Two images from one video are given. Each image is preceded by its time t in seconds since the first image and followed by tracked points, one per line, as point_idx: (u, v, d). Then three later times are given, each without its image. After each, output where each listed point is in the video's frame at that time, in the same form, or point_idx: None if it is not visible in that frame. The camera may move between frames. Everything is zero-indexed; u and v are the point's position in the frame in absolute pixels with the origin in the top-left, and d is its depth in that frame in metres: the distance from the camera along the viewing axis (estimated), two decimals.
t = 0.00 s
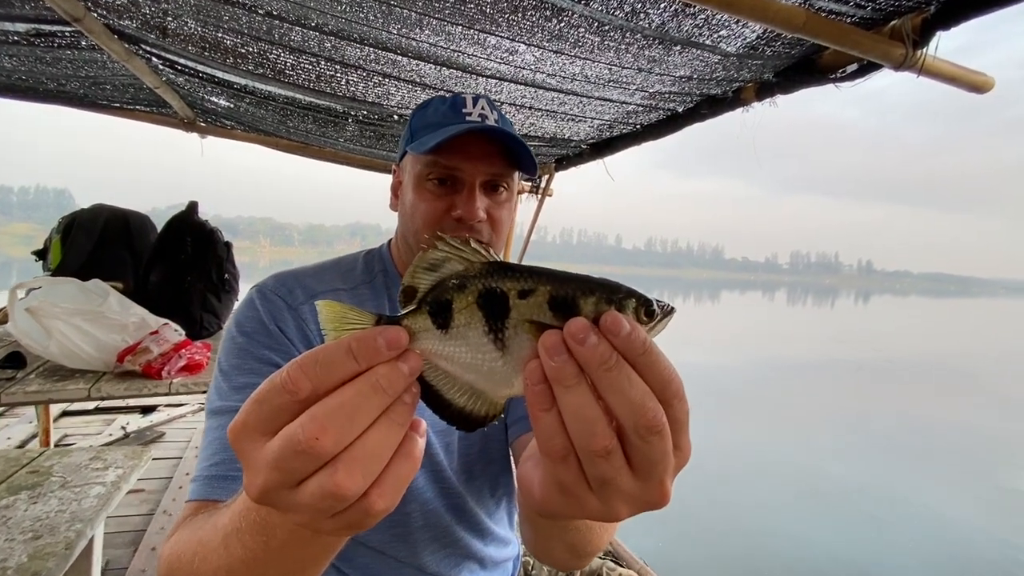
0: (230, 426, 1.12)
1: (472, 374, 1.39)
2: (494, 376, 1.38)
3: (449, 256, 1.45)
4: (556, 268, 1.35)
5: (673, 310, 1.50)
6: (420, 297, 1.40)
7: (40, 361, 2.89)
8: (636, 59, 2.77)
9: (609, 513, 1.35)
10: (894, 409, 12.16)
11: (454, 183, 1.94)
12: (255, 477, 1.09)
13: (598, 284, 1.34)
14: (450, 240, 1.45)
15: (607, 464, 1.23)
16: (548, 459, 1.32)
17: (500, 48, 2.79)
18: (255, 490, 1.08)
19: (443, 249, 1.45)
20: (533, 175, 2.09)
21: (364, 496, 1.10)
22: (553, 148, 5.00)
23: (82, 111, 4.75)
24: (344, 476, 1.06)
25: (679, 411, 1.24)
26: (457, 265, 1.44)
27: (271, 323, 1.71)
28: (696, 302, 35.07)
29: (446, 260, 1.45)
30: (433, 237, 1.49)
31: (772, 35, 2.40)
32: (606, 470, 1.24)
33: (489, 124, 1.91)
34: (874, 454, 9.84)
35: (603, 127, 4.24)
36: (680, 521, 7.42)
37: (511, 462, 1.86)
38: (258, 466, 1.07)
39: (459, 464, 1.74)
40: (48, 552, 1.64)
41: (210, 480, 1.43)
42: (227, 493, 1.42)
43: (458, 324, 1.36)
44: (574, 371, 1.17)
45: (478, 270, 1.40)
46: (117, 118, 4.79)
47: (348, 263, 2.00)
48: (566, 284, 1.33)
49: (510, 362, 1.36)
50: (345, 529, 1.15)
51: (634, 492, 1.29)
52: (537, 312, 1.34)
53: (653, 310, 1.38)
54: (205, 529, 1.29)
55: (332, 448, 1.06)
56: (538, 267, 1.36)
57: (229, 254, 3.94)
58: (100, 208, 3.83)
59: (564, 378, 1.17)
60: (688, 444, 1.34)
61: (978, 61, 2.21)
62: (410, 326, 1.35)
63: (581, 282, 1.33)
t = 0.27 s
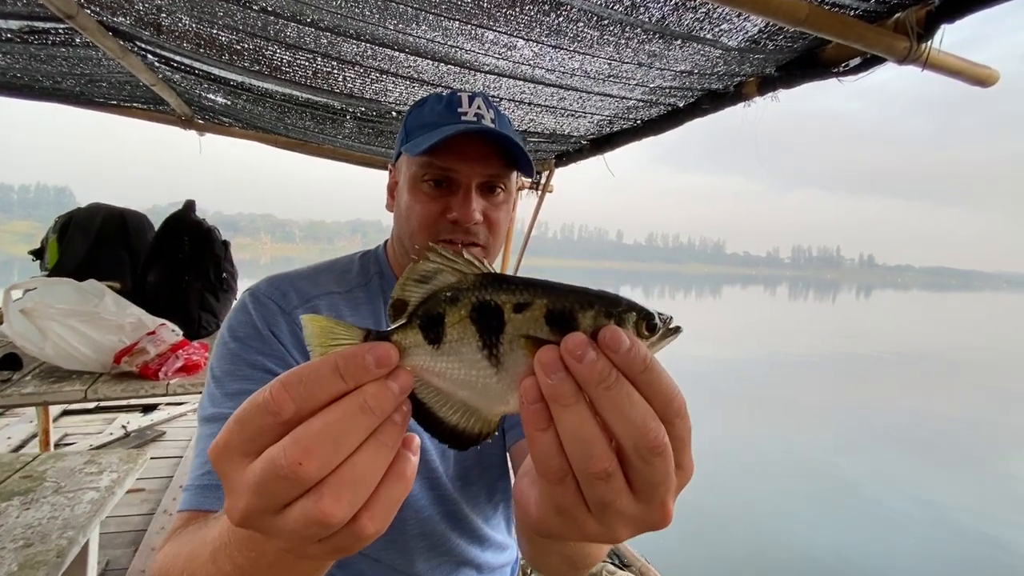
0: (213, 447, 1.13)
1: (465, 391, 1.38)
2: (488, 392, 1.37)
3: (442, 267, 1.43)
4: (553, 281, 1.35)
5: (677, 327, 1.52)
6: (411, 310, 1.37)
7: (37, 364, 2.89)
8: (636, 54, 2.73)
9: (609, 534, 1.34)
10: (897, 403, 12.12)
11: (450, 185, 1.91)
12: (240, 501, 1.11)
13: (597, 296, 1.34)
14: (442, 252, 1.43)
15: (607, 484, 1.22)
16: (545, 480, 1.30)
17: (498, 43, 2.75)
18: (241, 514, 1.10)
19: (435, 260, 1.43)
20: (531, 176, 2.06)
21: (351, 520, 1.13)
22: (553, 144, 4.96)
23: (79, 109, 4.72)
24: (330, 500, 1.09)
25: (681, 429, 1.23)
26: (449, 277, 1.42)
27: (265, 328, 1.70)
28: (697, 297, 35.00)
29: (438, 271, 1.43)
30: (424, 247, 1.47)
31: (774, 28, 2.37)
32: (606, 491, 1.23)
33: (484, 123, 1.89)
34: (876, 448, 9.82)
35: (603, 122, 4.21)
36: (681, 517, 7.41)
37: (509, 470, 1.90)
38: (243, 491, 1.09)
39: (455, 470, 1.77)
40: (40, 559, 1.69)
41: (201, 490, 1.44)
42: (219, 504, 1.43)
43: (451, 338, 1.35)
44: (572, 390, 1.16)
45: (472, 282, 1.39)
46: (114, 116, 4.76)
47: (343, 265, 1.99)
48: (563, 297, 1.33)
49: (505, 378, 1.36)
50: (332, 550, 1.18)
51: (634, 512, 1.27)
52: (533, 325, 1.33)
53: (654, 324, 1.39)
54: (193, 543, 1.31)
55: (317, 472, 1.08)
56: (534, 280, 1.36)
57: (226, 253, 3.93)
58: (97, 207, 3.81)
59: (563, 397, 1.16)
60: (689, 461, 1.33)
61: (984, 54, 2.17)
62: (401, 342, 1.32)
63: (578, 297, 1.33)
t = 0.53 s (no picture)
0: (206, 455, 1.14)
1: (464, 400, 1.37)
2: (488, 400, 1.36)
3: (439, 273, 1.42)
4: (552, 285, 1.34)
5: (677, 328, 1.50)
6: (408, 316, 1.37)
7: (37, 364, 2.91)
8: (637, 50, 2.70)
9: (613, 543, 1.33)
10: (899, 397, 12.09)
11: (449, 186, 1.90)
12: (234, 511, 1.12)
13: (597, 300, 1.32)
14: (439, 257, 1.42)
15: (610, 490, 1.22)
16: (549, 485, 1.30)
17: (498, 39, 2.72)
18: (235, 523, 1.12)
19: (432, 266, 1.42)
20: (531, 177, 2.04)
21: (346, 530, 1.14)
22: (553, 141, 4.93)
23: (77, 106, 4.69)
24: (324, 509, 1.10)
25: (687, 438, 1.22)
26: (447, 282, 1.41)
27: (262, 333, 1.72)
28: (699, 292, 34.91)
29: (435, 277, 1.42)
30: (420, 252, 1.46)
31: (777, 23, 2.34)
32: (609, 497, 1.22)
33: (483, 125, 1.89)
34: (879, 444, 9.79)
35: (604, 118, 4.18)
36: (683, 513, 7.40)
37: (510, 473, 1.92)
38: (237, 500, 1.10)
39: (453, 475, 1.80)
40: (38, 563, 1.73)
41: (197, 496, 1.46)
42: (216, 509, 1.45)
43: (449, 345, 1.34)
44: (573, 397, 1.15)
45: (470, 287, 1.38)
46: (113, 114, 4.74)
47: (341, 267, 1.99)
48: (561, 303, 1.31)
49: (504, 385, 1.34)
50: (328, 560, 1.19)
51: (639, 521, 1.26)
52: (532, 330, 1.32)
53: (657, 328, 1.37)
54: (192, 550, 1.33)
55: (310, 481, 1.09)
56: (533, 284, 1.34)
57: (227, 252, 3.92)
58: (96, 206, 3.80)
59: (564, 404, 1.16)
60: (694, 469, 1.32)
61: (990, 48, 2.13)
62: (398, 348, 1.32)
63: (580, 302, 1.32)
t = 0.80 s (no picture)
0: (185, 472, 1.14)
1: (451, 411, 1.36)
2: (476, 411, 1.36)
3: (424, 281, 1.42)
4: (541, 296, 1.35)
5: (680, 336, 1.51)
6: (391, 327, 1.37)
7: (35, 364, 2.92)
8: (637, 45, 2.67)
9: (610, 560, 1.33)
10: (903, 392, 12.04)
11: (445, 187, 1.89)
12: (215, 529, 1.12)
13: (590, 308, 1.34)
14: (421, 266, 1.41)
15: (602, 503, 1.23)
16: (541, 503, 1.31)
17: (497, 35, 2.70)
18: (216, 541, 1.12)
19: (416, 275, 1.42)
20: (528, 177, 2.02)
21: (330, 547, 1.14)
22: (554, 136, 4.90)
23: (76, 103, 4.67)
24: (306, 526, 1.11)
25: (683, 452, 1.21)
26: (432, 291, 1.41)
27: (255, 337, 1.73)
28: (701, 287, 34.80)
29: (420, 286, 1.42)
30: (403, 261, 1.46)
31: (779, 17, 2.30)
32: (600, 510, 1.24)
33: (478, 124, 1.88)
34: (881, 439, 9.77)
35: (605, 114, 4.15)
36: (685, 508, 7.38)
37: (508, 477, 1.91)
38: (217, 520, 1.11)
39: (451, 479, 1.80)
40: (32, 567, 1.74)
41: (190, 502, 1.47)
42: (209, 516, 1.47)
43: (435, 357, 1.34)
44: (562, 411, 1.18)
45: (456, 297, 1.38)
46: (112, 110, 4.72)
47: (335, 268, 2.00)
48: (553, 313, 1.33)
49: (492, 397, 1.35)
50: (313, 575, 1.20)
51: (633, 536, 1.26)
52: (520, 343, 1.33)
53: (653, 338, 1.38)
54: (180, 560, 1.33)
55: (289, 500, 1.09)
56: (521, 294, 1.35)
57: (226, 250, 3.91)
58: (95, 204, 3.78)
59: (553, 418, 1.18)
60: (694, 483, 1.31)
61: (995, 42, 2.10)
62: (382, 359, 1.32)
63: (570, 313, 1.33)
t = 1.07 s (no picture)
0: (182, 481, 1.15)
1: (449, 414, 1.37)
2: (472, 414, 1.37)
3: (416, 289, 1.42)
4: (534, 299, 1.36)
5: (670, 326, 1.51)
6: (386, 335, 1.37)
7: (37, 364, 2.94)
8: (639, 44, 2.66)
9: None
10: (905, 388, 12.02)
11: (442, 193, 1.90)
12: (212, 536, 1.13)
13: (581, 309, 1.36)
14: (416, 273, 1.42)
15: (595, 519, 1.24)
16: (537, 530, 1.32)
17: (497, 34, 2.69)
18: (215, 549, 1.13)
19: (409, 283, 1.42)
20: (525, 182, 2.03)
21: (331, 551, 1.16)
22: (555, 134, 4.88)
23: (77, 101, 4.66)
24: (305, 533, 1.11)
25: (671, 460, 1.22)
26: (425, 299, 1.42)
27: (252, 342, 1.74)
28: (703, 283, 34.75)
29: (414, 294, 1.42)
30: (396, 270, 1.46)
31: (781, 16, 2.29)
32: (596, 527, 1.25)
33: (475, 130, 1.90)
34: (883, 435, 9.76)
35: (606, 112, 4.14)
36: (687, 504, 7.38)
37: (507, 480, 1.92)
38: (214, 529, 1.11)
39: (451, 482, 1.80)
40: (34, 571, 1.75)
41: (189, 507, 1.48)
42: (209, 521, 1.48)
43: (431, 364, 1.34)
44: (544, 433, 1.20)
45: (449, 304, 1.39)
46: (113, 109, 4.72)
47: (333, 273, 2.01)
48: (546, 316, 1.35)
49: (489, 400, 1.35)
50: None
51: (633, 549, 1.27)
52: (514, 348, 1.34)
53: (643, 334, 1.40)
54: (179, 565, 1.34)
55: (288, 507, 1.10)
56: (514, 298, 1.36)
57: (227, 249, 3.92)
58: (97, 202, 3.79)
59: (537, 441, 1.20)
60: (686, 488, 1.32)
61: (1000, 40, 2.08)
62: (377, 366, 1.33)
63: (560, 315, 1.35)
